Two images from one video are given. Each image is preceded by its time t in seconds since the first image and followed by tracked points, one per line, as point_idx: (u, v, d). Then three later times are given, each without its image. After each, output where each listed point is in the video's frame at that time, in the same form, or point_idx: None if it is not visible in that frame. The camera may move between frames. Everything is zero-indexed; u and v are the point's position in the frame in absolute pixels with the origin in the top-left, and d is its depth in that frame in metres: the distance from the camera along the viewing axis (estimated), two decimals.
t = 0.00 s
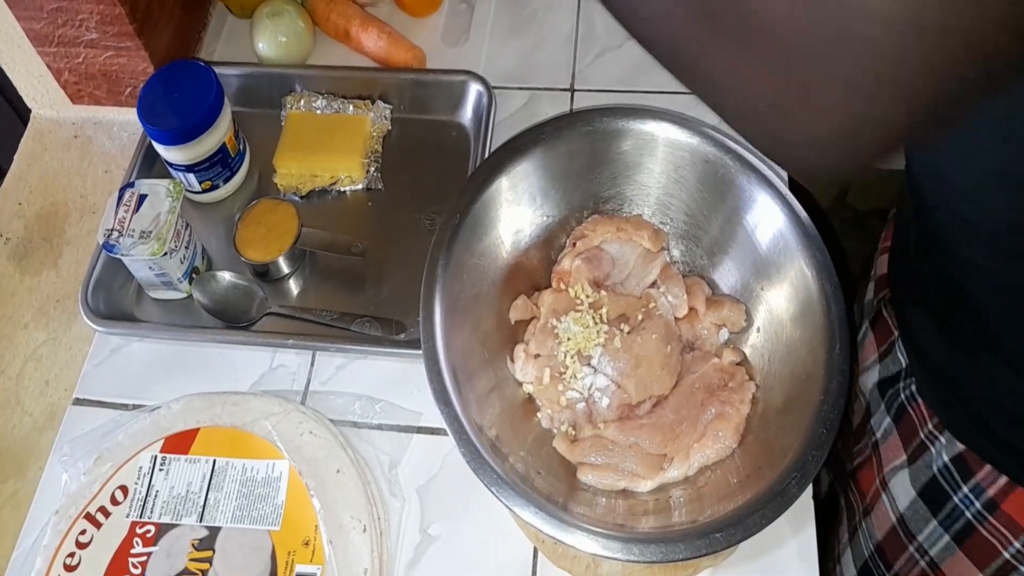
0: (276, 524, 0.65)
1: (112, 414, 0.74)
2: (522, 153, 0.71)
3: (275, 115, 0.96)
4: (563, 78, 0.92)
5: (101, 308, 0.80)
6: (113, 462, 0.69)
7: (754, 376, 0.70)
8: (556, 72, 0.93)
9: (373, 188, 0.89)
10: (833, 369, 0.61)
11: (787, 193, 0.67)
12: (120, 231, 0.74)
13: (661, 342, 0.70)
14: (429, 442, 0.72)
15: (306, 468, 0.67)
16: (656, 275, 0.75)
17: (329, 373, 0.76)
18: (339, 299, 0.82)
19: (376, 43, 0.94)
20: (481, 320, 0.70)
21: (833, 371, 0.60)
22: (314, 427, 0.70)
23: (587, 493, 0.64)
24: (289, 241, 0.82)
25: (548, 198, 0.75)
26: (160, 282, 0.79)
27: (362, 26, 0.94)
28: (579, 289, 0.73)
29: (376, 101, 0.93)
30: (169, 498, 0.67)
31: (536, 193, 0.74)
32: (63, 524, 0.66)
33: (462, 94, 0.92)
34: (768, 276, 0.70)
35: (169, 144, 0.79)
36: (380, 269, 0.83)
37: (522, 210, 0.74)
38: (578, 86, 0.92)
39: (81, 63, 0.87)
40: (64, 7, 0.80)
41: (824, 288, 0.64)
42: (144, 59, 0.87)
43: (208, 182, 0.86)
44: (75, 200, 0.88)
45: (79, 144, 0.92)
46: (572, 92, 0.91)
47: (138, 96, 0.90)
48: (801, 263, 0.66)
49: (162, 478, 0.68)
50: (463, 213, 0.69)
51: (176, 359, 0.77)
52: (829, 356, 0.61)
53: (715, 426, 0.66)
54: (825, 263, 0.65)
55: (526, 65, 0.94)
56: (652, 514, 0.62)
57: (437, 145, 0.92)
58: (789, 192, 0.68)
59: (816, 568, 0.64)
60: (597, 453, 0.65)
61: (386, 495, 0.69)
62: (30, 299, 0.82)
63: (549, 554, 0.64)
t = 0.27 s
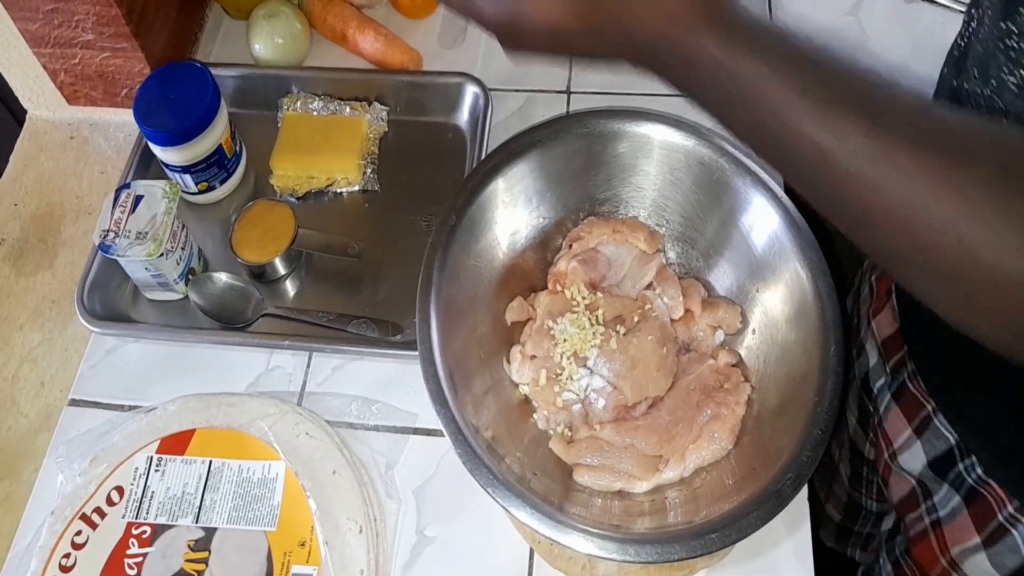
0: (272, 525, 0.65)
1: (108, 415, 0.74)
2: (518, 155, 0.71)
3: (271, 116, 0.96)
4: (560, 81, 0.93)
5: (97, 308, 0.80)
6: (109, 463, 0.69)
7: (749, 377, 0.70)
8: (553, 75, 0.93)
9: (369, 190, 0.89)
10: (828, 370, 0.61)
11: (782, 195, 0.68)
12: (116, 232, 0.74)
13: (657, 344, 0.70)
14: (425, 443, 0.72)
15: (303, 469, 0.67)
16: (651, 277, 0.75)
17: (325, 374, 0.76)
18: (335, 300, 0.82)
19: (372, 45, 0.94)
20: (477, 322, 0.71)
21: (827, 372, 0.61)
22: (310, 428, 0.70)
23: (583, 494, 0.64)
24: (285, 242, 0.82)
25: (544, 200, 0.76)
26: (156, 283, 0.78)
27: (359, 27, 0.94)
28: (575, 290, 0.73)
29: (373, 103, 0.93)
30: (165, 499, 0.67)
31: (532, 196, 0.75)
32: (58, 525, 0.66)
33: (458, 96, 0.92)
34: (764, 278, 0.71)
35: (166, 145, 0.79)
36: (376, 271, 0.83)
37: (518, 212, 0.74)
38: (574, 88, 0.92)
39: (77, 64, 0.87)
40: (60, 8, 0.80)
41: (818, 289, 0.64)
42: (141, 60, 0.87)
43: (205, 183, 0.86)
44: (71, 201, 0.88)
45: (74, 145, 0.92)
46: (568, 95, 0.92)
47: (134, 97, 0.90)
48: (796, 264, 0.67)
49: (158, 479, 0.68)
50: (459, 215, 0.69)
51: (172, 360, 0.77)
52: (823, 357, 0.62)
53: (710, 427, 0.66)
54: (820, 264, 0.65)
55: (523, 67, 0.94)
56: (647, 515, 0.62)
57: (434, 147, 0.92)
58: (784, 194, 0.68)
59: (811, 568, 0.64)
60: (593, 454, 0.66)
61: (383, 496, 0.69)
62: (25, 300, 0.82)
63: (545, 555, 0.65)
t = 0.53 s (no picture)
0: (272, 526, 0.65)
1: (109, 416, 0.74)
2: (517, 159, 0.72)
3: (272, 119, 0.96)
4: (559, 83, 0.93)
5: (98, 310, 0.80)
6: (109, 464, 0.69)
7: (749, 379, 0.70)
8: (553, 77, 0.94)
9: (370, 193, 0.89)
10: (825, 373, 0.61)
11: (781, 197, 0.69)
12: (118, 234, 0.74)
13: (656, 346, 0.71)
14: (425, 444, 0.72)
15: (303, 470, 0.68)
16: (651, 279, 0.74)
17: (325, 376, 0.76)
18: (336, 302, 0.82)
19: (373, 48, 0.94)
20: (477, 325, 0.71)
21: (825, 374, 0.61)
22: (310, 429, 0.70)
23: (582, 495, 0.64)
24: (285, 245, 0.83)
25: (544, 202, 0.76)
26: (157, 285, 0.79)
27: (359, 30, 0.94)
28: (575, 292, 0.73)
29: (373, 105, 0.93)
30: (166, 500, 0.67)
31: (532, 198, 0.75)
32: (59, 525, 0.66)
33: (459, 99, 0.92)
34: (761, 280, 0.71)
35: (167, 147, 0.79)
36: (376, 273, 0.84)
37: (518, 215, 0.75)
38: (574, 91, 0.92)
39: (79, 67, 0.88)
40: (62, 11, 0.80)
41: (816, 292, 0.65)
42: (142, 63, 0.88)
43: (206, 185, 0.86)
44: (72, 203, 0.88)
45: (76, 147, 0.93)
46: (569, 97, 0.92)
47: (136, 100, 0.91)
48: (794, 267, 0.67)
49: (159, 480, 0.68)
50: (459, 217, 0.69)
51: (172, 361, 0.78)
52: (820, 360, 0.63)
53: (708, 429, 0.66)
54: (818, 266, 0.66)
55: (523, 70, 0.95)
56: (646, 517, 0.62)
57: (434, 149, 0.93)
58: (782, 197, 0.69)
59: (810, 570, 0.65)
60: (592, 455, 0.66)
61: (383, 497, 0.69)
62: (26, 301, 0.82)
63: (545, 557, 0.65)
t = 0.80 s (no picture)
0: (274, 524, 0.66)
1: (112, 416, 0.75)
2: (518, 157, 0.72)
3: (273, 119, 0.96)
4: (559, 83, 0.93)
5: (101, 310, 0.80)
6: (112, 463, 0.69)
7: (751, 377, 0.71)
8: (553, 76, 0.94)
9: (371, 192, 0.90)
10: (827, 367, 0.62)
11: (781, 194, 0.69)
12: (120, 233, 0.75)
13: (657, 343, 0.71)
14: (426, 443, 0.72)
15: (305, 469, 0.68)
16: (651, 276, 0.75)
17: (327, 374, 0.76)
18: (338, 301, 0.82)
19: (374, 48, 0.95)
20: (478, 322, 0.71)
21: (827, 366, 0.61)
22: (312, 427, 0.70)
23: (583, 493, 0.64)
24: (287, 244, 0.83)
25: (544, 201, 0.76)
26: (159, 284, 0.79)
27: (360, 30, 0.95)
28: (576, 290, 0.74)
29: (374, 105, 0.94)
30: (169, 499, 0.67)
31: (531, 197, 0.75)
32: (63, 524, 0.66)
33: (459, 99, 0.93)
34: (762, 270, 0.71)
35: (169, 147, 0.80)
36: (378, 272, 0.84)
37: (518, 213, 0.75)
38: (574, 91, 0.92)
39: (80, 68, 0.88)
40: (64, 12, 0.81)
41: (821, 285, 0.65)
42: (144, 64, 0.88)
43: (208, 185, 0.86)
44: (75, 204, 0.89)
45: (78, 148, 0.93)
46: (569, 96, 0.92)
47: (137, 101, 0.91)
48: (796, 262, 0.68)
49: (161, 479, 0.68)
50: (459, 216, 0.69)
51: (175, 361, 0.78)
52: (825, 349, 0.62)
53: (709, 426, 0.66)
54: (819, 258, 0.66)
55: (523, 70, 0.95)
56: (647, 514, 0.63)
57: (435, 149, 0.93)
58: (783, 193, 0.70)
59: (811, 566, 0.65)
60: (593, 452, 0.66)
61: (384, 495, 0.69)
62: (29, 302, 0.82)
63: (546, 555, 0.65)
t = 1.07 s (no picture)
0: (275, 520, 0.66)
1: (113, 413, 0.75)
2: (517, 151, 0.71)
3: (274, 116, 0.96)
4: (559, 77, 0.93)
5: (102, 308, 0.81)
6: (114, 460, 0.69)
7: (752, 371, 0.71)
8: (553, 70, 0.94)
9: (372, 188, 0.90)
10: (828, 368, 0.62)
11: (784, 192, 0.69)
12: (120, 231, 0.75)
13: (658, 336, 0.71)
14: (426, 438, 0.72)
15: (306, 465, 0.68)
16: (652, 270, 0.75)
17: (328, 370, 0.76)
18: (338, 297, 0.82)
19: (374, 44, 0.94)
20: (478, 317, 0.71)
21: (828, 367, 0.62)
22: (312, 423, 0.70)
23: (583, 487, 0.64)
24: (288, 240, 0.83)
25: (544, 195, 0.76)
26: (160, 282, 0.79)
27: (360, 26, 0.94)
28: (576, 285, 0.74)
29: (375, 101, 0.93)
30: (170, 495, 0.67)
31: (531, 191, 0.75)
32: (65, 521, 0.66)
33: (459, 94, 0.92)
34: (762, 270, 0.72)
35: (169, 145, 0.80)
36: (378, 268, 0.84)
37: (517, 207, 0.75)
38: (575, 85, 0.92)
39: (81, 66, 0.88)
40: (63, 10, 0.81)
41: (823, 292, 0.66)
42: (144, 62, 0.88)
43: (208, 182, 0.86)
44: (76, 202, 0.89)
45: (79, 146, 0.93)
46: (569, 91, 0.92)
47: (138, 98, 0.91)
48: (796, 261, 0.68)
49: (163, 476, 0.68)
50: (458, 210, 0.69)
51: (176, 358, 0.78)
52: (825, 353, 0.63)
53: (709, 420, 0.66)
54: (820, 261, 0.67)
55: (523, 64, 0.95)
56: (647, 507, 0.62)
57: (435, 144, 0.93)
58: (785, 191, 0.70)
59: (813, 559, 0.64)
60: (593, 447, 0.66)
61: (385, 491, 0.70)
62: (31, 300, 0.82)
63: (546, 548, 0.65)
